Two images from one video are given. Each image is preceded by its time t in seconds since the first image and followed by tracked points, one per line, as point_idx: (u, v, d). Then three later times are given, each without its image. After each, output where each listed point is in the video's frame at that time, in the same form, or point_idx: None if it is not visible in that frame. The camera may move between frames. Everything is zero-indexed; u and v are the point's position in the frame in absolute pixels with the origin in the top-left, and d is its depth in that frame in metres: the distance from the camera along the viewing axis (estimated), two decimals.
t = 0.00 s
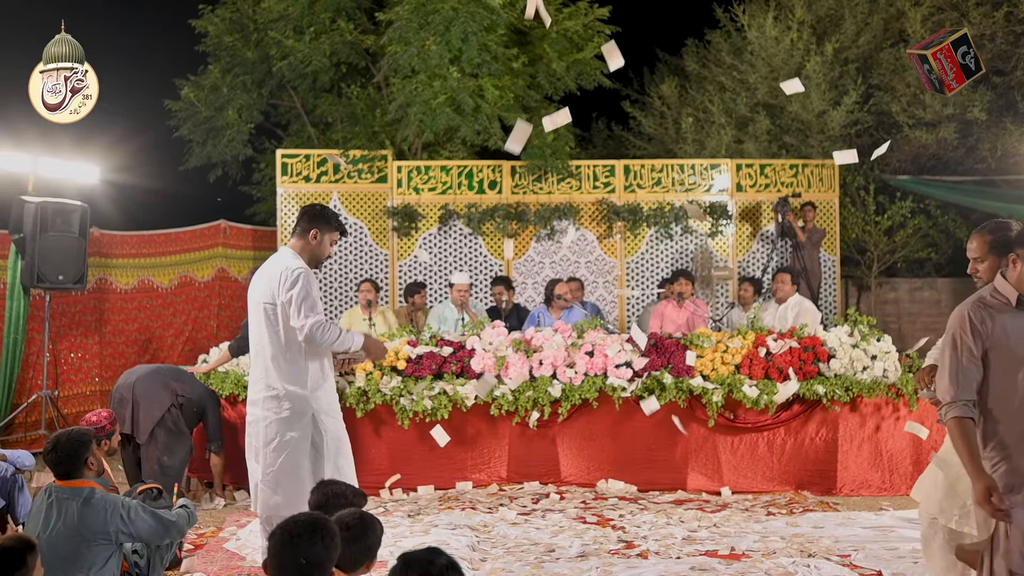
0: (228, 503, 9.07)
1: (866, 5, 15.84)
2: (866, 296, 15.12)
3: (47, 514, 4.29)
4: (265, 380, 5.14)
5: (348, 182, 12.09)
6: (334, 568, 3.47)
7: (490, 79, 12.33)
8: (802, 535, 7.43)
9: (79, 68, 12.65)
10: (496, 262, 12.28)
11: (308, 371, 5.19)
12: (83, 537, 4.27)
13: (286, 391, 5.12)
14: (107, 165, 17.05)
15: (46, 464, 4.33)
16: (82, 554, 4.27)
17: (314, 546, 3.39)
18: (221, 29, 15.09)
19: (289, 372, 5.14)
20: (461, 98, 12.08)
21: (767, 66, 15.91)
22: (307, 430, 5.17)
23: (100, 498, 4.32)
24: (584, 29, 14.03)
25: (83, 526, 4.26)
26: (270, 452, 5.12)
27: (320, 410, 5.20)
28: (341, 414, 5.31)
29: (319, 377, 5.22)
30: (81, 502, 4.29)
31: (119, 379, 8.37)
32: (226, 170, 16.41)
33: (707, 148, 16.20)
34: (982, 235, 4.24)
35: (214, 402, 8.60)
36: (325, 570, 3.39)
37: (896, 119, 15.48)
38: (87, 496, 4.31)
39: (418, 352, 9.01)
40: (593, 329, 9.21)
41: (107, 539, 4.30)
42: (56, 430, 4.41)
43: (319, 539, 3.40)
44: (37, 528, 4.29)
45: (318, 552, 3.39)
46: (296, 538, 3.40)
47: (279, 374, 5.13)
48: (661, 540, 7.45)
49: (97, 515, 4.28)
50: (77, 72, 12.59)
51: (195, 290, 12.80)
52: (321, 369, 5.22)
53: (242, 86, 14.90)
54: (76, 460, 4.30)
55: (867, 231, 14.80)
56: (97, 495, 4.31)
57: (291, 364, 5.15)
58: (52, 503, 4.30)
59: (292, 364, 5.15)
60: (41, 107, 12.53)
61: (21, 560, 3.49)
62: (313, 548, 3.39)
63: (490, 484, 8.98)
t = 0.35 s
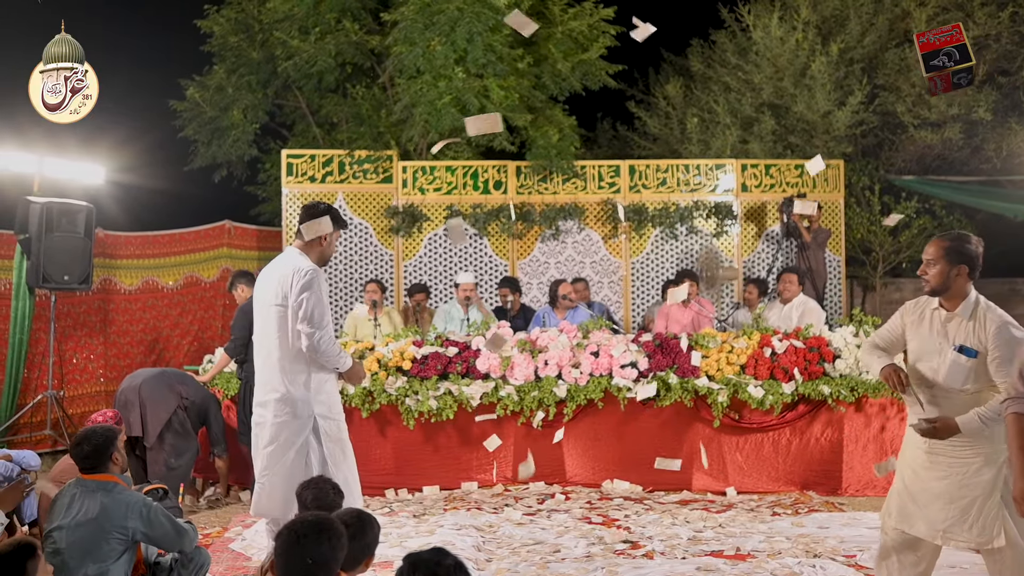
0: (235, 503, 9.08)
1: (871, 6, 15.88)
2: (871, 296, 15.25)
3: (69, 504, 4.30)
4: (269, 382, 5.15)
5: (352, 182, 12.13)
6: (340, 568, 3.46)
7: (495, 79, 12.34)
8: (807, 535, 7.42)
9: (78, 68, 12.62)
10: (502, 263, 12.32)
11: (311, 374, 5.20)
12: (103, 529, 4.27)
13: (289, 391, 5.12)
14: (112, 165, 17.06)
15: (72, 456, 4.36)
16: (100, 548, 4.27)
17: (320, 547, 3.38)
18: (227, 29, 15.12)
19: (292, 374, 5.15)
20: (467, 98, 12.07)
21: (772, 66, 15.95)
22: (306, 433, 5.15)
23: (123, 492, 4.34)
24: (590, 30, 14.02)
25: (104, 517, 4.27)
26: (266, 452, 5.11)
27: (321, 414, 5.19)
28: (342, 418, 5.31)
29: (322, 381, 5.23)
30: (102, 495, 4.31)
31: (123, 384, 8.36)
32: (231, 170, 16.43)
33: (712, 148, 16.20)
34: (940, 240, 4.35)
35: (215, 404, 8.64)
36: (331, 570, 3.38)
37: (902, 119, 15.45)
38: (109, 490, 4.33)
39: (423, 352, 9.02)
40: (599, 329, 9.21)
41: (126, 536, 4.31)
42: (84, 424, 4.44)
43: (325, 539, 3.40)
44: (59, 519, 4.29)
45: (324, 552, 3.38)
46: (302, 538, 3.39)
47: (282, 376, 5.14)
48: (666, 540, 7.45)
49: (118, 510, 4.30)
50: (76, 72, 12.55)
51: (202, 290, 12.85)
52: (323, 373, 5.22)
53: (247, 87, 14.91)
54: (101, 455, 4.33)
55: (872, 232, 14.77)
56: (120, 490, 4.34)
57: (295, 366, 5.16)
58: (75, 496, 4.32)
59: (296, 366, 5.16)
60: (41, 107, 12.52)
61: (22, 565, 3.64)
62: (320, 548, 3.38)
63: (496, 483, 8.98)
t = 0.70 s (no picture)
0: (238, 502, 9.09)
1: (875, 6, 15.87)
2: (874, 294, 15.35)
3: (88, 497, 4.47)
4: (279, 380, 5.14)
5: (356, 182, 12.14)
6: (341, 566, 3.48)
7: (498, 80, 12.39)
8: (809, 535, 7.43)
9: (78, 68, 12.62)
10: (505, 263, 12.36)
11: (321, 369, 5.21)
12: (118, 522, 4.43)
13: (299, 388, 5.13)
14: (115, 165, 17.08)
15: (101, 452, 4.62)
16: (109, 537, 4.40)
17: (321, 544, 3.40)
18: (230, 29, 15.14)
19: (303, 371, 5.15)
20: (469, 98, 12.17)
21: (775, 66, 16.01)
22: (317, 428, 5.17)
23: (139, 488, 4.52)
24: (593, 29, 14.08)
25: (120, 511, 4.44)
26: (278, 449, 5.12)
27: (332, 409, 5.21)
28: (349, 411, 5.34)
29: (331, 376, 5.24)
30: (120, 489, 4.50)
31: (124, 380, 8.27)
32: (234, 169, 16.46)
33: (716, 148, 16.26)
34: (891, 230, 4.79)
35: (213, 402, 8.71)
36: (333, 567, 3.40)
37: (904, 118, 15.57)
38: (127, 486, 4.53)
39: (426, 352, 9.03)
40: (601, 329, 9.20)
41: (137, 530, 4.45)
42: (115, 425, 4.72)
43: (327, 536, 3.41)
44: (74, 509, 4.46)
45: (326, 549, 3.40)
46: (304, 536, 3.41)
47: (292, 373, 5.13)
48: (668, 540, 7.45)
49: (132, 503, 4.46)
50: (76, 72, 12.55)
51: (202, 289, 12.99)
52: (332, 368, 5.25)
53: (251, 86, 14.96)
54: (127, 454, 4.59)
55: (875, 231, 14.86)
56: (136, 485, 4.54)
57: (305, 362, 5.16)
58: (95, 487, 4.51)
59: (306, 363, 5.16)
60: (41, 107, 12.51)
61: (25, 567, 3.57)
62: (321, 545, 3.40)
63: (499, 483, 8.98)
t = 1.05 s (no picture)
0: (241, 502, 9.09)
1: (876, 6, 15.86)
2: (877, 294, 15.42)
3: (90, 496, 4.47)
4: (290, 373, 5.18)
5: (358, 182, 12.17)
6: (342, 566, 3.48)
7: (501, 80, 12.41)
8: (811, 535, 7.42)
9: (78, 68, 12.61)
10: (507, 263, 12.40)
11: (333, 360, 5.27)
12: (119, 521, 4.42)
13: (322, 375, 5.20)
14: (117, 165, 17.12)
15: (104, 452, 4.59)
16: (112, 536, 4.41)
17: (322, 543, 3.40)
18: (232, 29, 15.16)
19: (316, 363, 5.20)
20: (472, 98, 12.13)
21: (777, 67, 16.04)
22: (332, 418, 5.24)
23: (140, 487, 4.51)
24: (595, 29, 14.13)
25: (123, 510, 4.43)
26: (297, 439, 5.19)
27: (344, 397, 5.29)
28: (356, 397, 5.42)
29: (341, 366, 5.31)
30: (122, 488, 4.49)
31: (128, 380, 8.25)
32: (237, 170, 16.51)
33: (719, 148, 16.44)
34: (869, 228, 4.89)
35: (218, 396, 8.73)
36: (334, 566, 3.40)
37: (906, 119, 15.58)
38: (129, 485, 4.51)
39: (428, 352, 9.04)
40: (603, 329, 9.20)
41: (139, 529, 4.45)
42: (119, 424, 4.69)
43: (328, 535, 3.42)
44: (75, 510, 4.45)
45: (326, 548, 3.40)
46: (305, 535, 3.41)
47: (305, 365, 5.18)
48: (670, 539, 7.44)
49: (134, 501, 4.45)
50: (76, 72, 12.54)
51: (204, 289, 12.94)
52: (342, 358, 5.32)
53: (254, 86, 15.03)
54: (129, 453, 4.57)
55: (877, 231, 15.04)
56: (138, 485, 4.53)
57: (316, 353, 5.21)
58: (97, 487, 4.50)
59: (316, 353, 5.20)
60: (41, 107, 12.50)
61: (29, 567, 3.55)
62: (322, 545, 3.40)
63: (502, 483, 8.98)
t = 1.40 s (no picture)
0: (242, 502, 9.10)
1: (876, 6, 15.89)
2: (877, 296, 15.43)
3: (84, 502, 4.48)
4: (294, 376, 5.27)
5: (360, 182, 12.23)
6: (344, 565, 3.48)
7: (502, 80, 12.43)
8: (811, 535, 7.44)
9: (78, 68, 12.61)
10: (509, 263, 12.41)
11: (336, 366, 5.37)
12: (115, 524, 4.44)
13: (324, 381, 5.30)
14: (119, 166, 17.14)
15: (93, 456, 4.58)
16: (107, 540, 4.42)
17: (322, 543, 3.40)
18: (233, 30, 15.18)
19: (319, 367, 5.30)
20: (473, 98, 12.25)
21: (778, 68, 16.05)
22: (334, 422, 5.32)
23: (135, 490, 4.52)
24: (596, 30, 14.15)
25: (118, 514, 4.45)
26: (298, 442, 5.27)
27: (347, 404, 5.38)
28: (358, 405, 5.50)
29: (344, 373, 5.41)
30: (116, 492, 4.50)
31: (131, 384, 8.21)
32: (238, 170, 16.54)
33: (719, 149, 16.43)
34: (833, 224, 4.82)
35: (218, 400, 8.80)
36: (334, 567, 3.40)
37: (907, 119, 15.58)
38: (124, 489, 4.52)
39: (430, 352, 9.05)
40: (604, 329, 9.19)
41: (134, 533, 4.46)
42: (108, 427, 4.68)
43: (328, 535, 3.42)
44: (72, 514, 4.47)
45: (326, 548, 3.40)
46: (305, 535, 3.41)
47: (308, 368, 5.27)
48: (670, 540, 7.46)
49: (129, 504, 4.47)
50: (76, 72, 12.53)
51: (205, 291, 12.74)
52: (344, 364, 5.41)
53: (255, 87, 15.05)
54: (119, 456, 4.55)
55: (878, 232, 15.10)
56: (133, 488, 4.54)
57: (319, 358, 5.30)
58: (91, 491, 4.51)
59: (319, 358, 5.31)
60: (41, 107, 12.49)
61: (33, 568, 3.55)
62: (322, 545, 3.40)
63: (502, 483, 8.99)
